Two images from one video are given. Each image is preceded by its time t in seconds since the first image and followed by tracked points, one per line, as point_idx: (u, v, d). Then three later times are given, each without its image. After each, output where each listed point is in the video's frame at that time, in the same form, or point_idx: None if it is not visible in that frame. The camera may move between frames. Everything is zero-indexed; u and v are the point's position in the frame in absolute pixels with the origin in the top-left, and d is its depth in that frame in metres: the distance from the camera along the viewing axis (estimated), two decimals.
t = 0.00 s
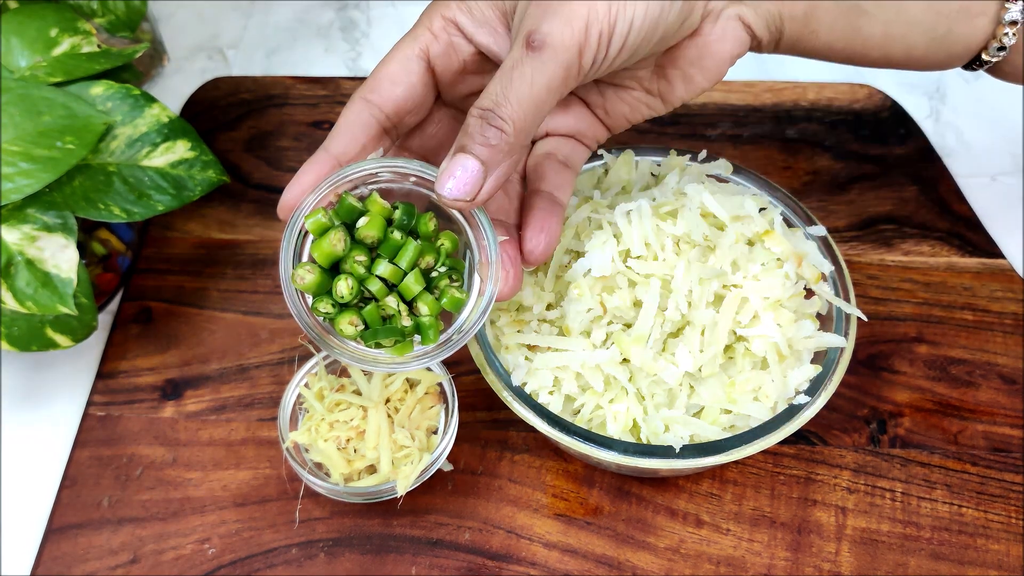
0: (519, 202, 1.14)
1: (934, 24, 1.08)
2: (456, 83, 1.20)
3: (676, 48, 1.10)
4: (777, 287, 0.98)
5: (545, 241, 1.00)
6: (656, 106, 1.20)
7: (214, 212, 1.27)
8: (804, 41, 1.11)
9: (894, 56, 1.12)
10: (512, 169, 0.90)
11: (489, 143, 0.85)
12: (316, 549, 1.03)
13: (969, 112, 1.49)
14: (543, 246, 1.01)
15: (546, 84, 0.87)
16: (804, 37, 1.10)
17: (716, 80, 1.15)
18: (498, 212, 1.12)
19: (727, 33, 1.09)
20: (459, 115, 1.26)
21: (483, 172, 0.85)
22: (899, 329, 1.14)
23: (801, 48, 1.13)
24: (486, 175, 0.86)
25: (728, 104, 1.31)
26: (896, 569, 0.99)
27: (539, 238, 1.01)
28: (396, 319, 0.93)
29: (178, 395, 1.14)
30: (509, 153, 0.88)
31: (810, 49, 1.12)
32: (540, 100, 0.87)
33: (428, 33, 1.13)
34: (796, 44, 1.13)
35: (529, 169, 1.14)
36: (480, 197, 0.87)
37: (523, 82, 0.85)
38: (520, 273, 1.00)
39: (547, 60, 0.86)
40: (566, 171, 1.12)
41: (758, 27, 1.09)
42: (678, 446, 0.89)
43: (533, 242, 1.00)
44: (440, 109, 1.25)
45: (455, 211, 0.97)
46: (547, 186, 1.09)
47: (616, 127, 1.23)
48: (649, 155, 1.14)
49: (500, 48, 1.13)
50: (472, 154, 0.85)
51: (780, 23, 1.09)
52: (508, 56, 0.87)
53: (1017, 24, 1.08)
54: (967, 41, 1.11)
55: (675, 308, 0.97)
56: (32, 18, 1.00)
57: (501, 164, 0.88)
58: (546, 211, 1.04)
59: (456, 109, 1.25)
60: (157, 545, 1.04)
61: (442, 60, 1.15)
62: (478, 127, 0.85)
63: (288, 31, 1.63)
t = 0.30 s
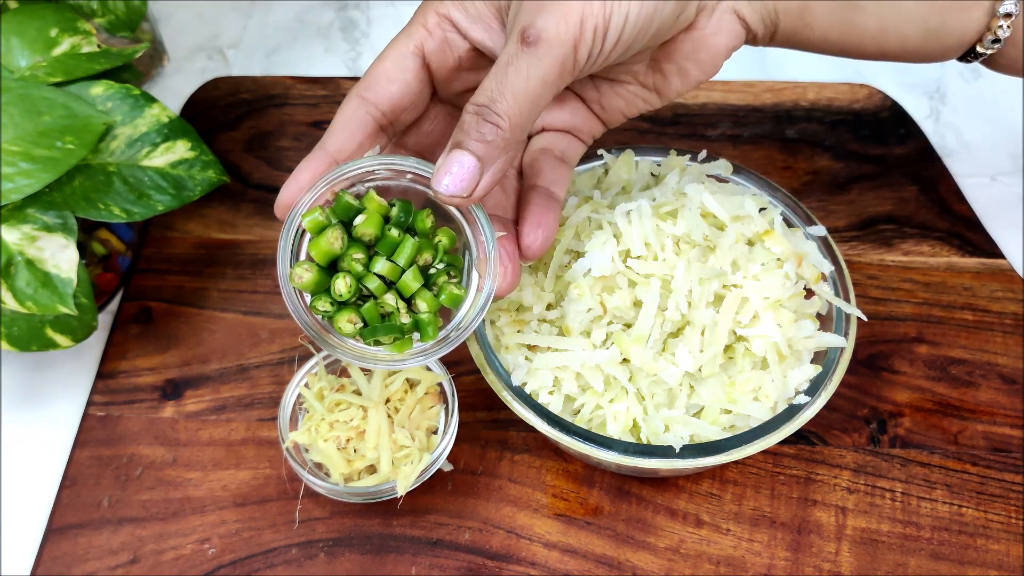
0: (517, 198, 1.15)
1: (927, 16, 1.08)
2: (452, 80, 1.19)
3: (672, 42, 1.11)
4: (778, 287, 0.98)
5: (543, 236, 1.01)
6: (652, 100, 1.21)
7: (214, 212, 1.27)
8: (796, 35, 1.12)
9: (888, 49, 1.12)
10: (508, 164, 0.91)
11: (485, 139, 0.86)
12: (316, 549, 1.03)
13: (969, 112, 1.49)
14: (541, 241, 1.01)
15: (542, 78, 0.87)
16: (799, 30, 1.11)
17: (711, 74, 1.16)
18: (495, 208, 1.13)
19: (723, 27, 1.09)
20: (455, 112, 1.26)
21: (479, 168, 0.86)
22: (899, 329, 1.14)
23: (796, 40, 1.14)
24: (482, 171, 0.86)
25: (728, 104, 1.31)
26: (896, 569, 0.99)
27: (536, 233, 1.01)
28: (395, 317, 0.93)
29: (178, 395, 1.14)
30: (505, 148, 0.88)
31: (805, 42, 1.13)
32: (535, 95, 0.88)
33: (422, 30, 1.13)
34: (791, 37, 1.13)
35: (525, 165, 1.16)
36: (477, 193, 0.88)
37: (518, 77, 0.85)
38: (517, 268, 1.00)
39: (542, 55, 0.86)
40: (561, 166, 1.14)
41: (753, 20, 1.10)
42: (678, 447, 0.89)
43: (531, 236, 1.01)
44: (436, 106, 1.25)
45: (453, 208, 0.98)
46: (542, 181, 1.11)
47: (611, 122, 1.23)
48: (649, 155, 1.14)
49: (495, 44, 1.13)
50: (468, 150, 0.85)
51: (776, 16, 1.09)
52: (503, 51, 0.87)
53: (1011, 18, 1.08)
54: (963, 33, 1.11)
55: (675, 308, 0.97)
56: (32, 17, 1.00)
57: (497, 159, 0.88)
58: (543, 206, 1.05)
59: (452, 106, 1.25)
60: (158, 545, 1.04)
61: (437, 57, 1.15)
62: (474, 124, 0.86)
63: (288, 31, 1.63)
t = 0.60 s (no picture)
0: (516, 190, 1.15)
1: (926, 7, 1.08)
2: (450, 72, 1.20)
3: (671, 34, 1.11)
4: (778, 287, 0.98)
5: (542, 229, 1.02)
6: (651, 91, 1.21)
7: (214, 212, 1.27)
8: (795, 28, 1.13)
9: (887, 41, 1.13)
10: (507, 156, 0.91)
11: (484, 131, 0.85)
12: (316, 549, 1.03)
13: (969, 112, 1.49)
14: (540, 233, 1.02)
15: (541, 70, 0.87)
16: (797, 21, 1.11)
17: (709, 66, 1.16)
18: (495, 201, 1.12)
19: (722, 18, 1.09)
20: (453, 104, 1.26)
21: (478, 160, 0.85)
22: (899, 329, 1.14)
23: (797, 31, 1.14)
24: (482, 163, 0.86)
25: (728, 104, 1.31)
26: (896, 569, 1.00)
27: (535, 226, 1.02)
28: (395, 310, 0.93)
29: (178, 395, 1.13)
30: (504, 140, 0.88)
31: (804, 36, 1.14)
32: (534, 87, 0.88)
33: (421, 21, 1.13)
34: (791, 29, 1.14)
35: (524, 157, 1.16)
36: (477, 185, 0.87)
37: (517, 68, 0.85)
38: (517, 261, 1.01)
39: (541, 46, 0.86)
40: (560, 158, 1.14)
41: (752, 11, 1.10)
42: (678, 447, 0.89)
43: (531, 229, 1.02)
44: (434, 98, 1.25)
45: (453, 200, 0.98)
46: (541, 173, 1.10)
47: (610, 113, 1.23)
48: (649, 155, 1.14)
49: (494, 35, 1.14)
50: (467, 141, 0.85)
51: (775, 8, 1.09)
52: (502, 43, 0.87)
53: (1009, 10, 1.09)
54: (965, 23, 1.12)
55: (675, 308, 0.97)
56: (32, 17, 1.00)
57: (497, 151, 0.88)
58: (542, 199, 1.05)
59: (450, 98, 1.25)
60: (158, 546, 1.04)
61: (435, 48, 1.15)
62: (474, 115, 0.86)
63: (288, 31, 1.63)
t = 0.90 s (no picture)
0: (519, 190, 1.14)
1: (928, 6, 1.08)
2: (454, 72, 1.19)
3: (673, 34, 1.10)
4: (778, 287, 0.98)
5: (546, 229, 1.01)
6: (655, 90, 1.21)
7: (214, 212, 1.27)
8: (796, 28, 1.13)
9: (889, 40, 1.13)
10: (513, 156, 0.90)
11: (489, 131, 0.85)
12: (316, 549, 1.03)
13: (969, 113, 1.49)
14: (544, 233, 1.01)
15: (544, 69, 0.88)
16: (800, 20, 1.11)
17: (711, 66, 1.16)
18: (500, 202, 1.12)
19: (725, 17, 1.09)
20: (457, 104, 1.25)
21: (483, 160, 0.85)
22: (899, 329, 1.14)
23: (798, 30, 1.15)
24: (487, 163, 0.86)
25: (728, 104, 1.31)
26: (896, 569, 1.00)
27: (539, 226, 1.01)
28: (400, 310, 0.93)
29: (178, 395, 1.14)
30: (509, 141, 0.88)
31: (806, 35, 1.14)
32: (538, 86, 0.88)
33: (425, 21, 1.13)
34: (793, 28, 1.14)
35: (527, 157, 1.15)
36: (482, 186, 0.87)
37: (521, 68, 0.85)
38: (521, 261, 1.00)
39: (544, 47, 0.87)
40: (563, 159, 1.14)
41: (755, 10, 1.10)
42: (678, 447, 0.89)
43: (533, 229, 1.01)
44: (438, 99, 1.25)
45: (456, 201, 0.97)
46: (544, 173, 1.10)
47: (613, 113, 1.23)
48: (649, 155, 1.14)
49: (498, 36, 1.14)
50: (472, 142, 0.85)
51: (777, 8, 1.09)
52: (505, 43, 0.87)
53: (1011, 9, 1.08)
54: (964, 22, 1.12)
55: (675, 308, 0.97)
56: (32, 18, 1.00)
57: (502, 151, 0.88)
58: (546, 199, 1.05)
59: (454, 98, 1.25)
60: (158, 545, 1.04)
61: (439, 48, 1.15)
62: (479, 116, 0.85)
63: (288, 31, 1.63)
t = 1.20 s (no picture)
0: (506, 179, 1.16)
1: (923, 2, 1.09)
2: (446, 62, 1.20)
3: (666, 27, 1.10)
4: (777, 287, 0.98)
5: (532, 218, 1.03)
6: (646, 83, 1.21)
7: (214, 212, 1.27)
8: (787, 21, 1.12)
9: (885, 35, 1.13)
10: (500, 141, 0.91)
11: (477, 118, 0.85)
12: (316, 549, 1.03)
13: (969, 113, 1.49)
14: (529, 222, 1.03)
15: (534, 59, 0.87)
16: (795, 15, 1.11)
17: (704, 59, 1.16)
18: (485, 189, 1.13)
19: (717, 13, 1.09)
20: (448, 92, 1.26)
21: (469, 147, 0.86)
22: (900, 329, 1.14)
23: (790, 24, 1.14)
24: (474, 150, 0.86)
25: (728, 104, 1.31)
26: (896, 569, 1.00)
27: (525, 214, 1.03)
28: (385, 293, 0.93)
29: (178, 395, 1.13)
30: (497, 128, 0.88)
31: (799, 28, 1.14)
32: (527, 75, 0.88)
33: (418, 9, 1.14)
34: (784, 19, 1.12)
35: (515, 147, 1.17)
36: (467, 171, 0.88)
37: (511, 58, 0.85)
38: (506, 248, 1.01)
39: (535, 36, 0.86)
40: (552, 150, 1.16)
41: (748, 6, 1.10)
42: (678, 447, 0.89)
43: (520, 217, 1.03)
44: (429, 86, 1.25)
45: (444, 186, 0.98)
46: (533, 164, 1.12)
47: (605, 105, 1.23)
48: (649, 156, 1.14)
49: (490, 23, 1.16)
50: (461, 129, 0.85)
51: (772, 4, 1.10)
52: (496, 32, 0.87)
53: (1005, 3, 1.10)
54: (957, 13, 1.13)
55: (675, 308, 0.97)
56: (32, 17, 1.00)
57: (490, 137, 0.88)
58: (533, 188, 1.06)
59: (445, 86, 1.25)
60: (158, 545, 1.04)
61: (432, 36, 1.16)
62: (467, 103, 0.86)
63: (288, 31, 1.63)
